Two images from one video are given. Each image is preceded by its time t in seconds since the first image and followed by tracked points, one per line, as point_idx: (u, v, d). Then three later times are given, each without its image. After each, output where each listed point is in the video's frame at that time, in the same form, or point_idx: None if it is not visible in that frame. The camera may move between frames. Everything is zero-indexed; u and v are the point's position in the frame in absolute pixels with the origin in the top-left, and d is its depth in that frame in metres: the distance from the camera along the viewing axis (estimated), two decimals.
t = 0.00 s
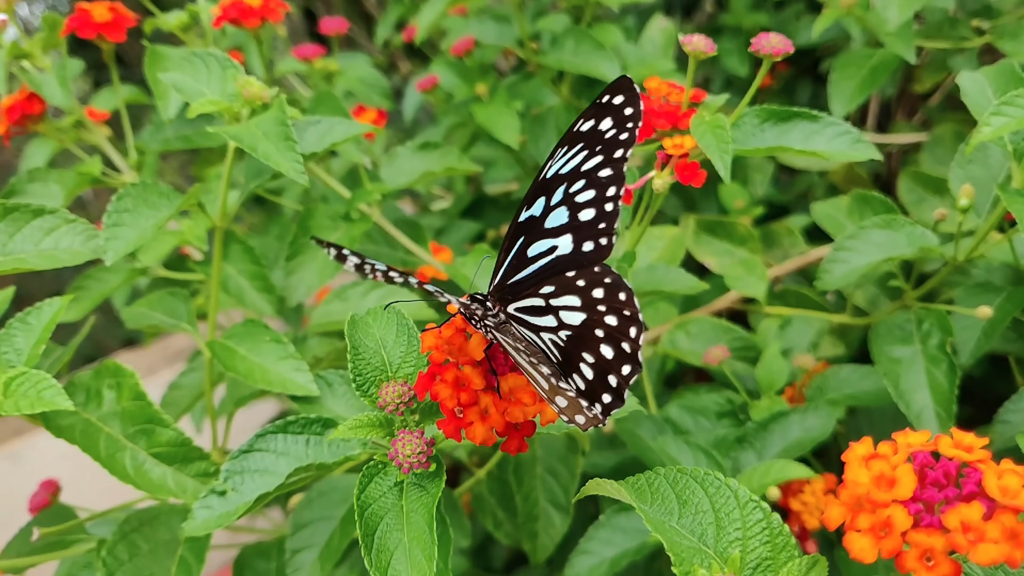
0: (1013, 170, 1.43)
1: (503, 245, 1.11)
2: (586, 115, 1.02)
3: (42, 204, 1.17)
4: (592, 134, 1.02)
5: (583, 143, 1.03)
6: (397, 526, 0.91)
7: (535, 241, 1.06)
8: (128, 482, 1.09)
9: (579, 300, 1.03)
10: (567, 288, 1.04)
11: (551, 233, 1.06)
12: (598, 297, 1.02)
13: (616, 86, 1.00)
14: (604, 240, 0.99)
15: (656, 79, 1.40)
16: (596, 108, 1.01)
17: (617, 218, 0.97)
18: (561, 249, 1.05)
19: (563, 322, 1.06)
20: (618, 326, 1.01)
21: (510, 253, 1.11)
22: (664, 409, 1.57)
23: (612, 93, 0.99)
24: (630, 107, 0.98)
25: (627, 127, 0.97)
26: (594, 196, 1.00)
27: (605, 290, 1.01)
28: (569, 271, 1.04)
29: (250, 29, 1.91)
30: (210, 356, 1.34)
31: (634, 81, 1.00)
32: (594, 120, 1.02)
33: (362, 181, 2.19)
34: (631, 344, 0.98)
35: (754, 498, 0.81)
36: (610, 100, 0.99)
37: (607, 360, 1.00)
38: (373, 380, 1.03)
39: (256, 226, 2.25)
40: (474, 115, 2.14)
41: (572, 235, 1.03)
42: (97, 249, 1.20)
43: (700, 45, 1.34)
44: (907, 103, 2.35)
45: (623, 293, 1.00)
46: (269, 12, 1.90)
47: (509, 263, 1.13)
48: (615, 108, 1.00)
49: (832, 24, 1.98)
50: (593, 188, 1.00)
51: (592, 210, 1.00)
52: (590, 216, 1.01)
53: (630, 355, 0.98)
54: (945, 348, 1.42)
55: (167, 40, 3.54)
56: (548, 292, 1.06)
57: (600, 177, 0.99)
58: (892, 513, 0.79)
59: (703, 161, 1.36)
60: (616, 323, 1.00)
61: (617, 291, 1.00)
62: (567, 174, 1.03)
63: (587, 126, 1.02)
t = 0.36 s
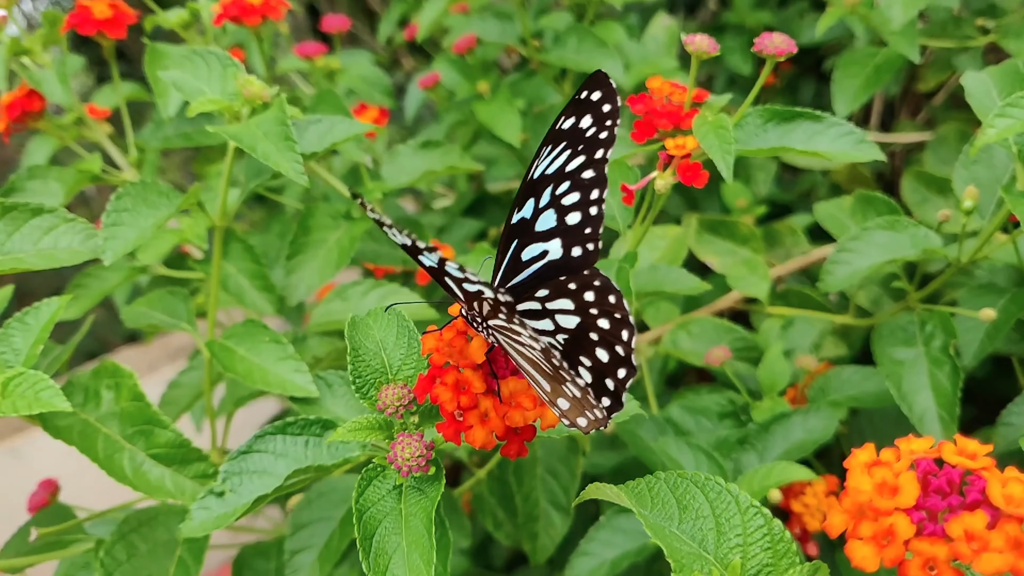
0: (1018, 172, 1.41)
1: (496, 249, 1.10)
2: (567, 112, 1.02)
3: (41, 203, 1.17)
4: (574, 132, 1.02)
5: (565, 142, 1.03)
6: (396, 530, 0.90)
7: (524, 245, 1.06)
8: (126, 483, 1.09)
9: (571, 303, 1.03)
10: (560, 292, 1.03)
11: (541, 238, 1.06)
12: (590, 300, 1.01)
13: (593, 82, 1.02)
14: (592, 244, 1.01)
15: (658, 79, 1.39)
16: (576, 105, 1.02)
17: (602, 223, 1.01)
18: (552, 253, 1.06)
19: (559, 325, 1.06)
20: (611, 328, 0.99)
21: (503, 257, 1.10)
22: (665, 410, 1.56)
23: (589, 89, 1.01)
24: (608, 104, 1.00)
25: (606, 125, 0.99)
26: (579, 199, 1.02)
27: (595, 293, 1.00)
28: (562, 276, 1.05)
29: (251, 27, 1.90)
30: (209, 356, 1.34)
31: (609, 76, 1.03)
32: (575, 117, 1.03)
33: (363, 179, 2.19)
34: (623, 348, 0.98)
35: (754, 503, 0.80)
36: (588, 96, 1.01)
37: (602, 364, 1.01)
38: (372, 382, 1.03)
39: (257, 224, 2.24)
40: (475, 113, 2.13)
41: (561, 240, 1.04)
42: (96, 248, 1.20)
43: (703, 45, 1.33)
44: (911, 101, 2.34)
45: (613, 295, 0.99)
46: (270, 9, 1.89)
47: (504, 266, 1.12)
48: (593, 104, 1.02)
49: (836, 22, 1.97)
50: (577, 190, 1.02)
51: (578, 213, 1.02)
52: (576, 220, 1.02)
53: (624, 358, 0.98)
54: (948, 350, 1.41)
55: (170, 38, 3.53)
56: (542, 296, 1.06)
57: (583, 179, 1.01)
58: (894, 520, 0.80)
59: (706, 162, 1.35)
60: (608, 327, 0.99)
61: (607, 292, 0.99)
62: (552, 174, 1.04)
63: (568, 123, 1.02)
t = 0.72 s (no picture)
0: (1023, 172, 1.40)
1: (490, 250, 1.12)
2: (548, 114, 1.01)
3: (40, 201, 1.17)
4: (556, 135, 1.02)
5: (549, 145, 1.02)
6: (394, 533, 0.90)
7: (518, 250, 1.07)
8: (125, 483, 1.09)
9: (565, 309, 1.11)
10: (554, 299, 1.10)
11: (531, 243, 1.07)
12: (582, 306, 1.09)
13: (572, 84, 1.01)
14: (580, 255, 1.03)
15: (660, 78, 1.38)
16: (556, 108, 1.00)
17: (589, 231, 1.01)
18: (542, 260, 1.07)
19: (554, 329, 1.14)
20: (604, 336, 1.10)
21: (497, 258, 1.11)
22: (666, 410, 1.56)
23: (568, 90, 1.00)
24: (587, 107, 0.99)
25: (586, 129, 0.98)
26: (565, 206, 1.01)
27: (586, 300, 1.08)
28: (556, 284, 1.09)
29: (251, 24, 1.90)
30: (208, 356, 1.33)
31: (587, 77, 1.02)
32: (556, 119, 1.01)
33: (364, 177, 2.18)
34: (617, 354, 1.10)
35: (755, 507, 0.80)
36: (567, 98, 1.00)
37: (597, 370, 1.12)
38: (370, 384, 1.02)
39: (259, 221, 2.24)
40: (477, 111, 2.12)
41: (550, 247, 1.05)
42: (95, 247, 1.19)
43: (706, 44, 1.32)
44: (915, 100, 2.32)
45: (604, 303, 1.07)
46: (271, 7, 1.88)
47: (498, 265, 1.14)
48: (572, 106, 1.01)
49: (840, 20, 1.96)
50: (563, 197, 1.01)
51: (565, 221, 1.02)
52: (564, 228, 1.02)
53: (619, 365, 1.11)
54: (951, 352, 1.40)
55: (171, 34, 3.53)
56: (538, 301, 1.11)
57: (568, 185, 1.00)
58: (896, 526, 0.80)
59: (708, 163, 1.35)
60: (601, 334, 1.10)
61: (597, 299, 1.06)
62: (536, 178, 1.03)
63: (550, 126, 1.01)
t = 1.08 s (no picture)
0: None
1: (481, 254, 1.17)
2: (526, 118, 1.03)
3: (39, 199, 1.16)
4: (535, 139, 1.04)
5: (529, 149, 1.05)
6: (392, 535, 0.89)
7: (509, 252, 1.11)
8: (122, 483, 1.08)
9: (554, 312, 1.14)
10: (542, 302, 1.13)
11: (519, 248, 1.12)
12: (572, 310, 1.12)
13: (545, 86, 1.02)
14: (565, 262, 1.08)
15: (663, 76, 1.37)
16: (531, 112, 1.02)
17: (572, 239, 1.07)
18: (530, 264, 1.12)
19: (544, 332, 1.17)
20: (593, 339, 1.12)
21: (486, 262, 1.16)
22: (667, 409, 1.55)
23: (542, 94, 1.01)
24: (562, 110, 1.01)
25: (563, 134, 1.02)
26: (549, 212, 1.07)
27: (575, 304, 1.11)
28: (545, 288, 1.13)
29: (252, 20, 1.89)
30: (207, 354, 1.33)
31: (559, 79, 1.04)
32: (534, 122, 1.04)
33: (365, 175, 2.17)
34: (608, 359, 1.10)
35: (756, 510, 0.79)
36: (541, 101, 1.01)
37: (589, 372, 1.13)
38: (369, 385, 1.02)
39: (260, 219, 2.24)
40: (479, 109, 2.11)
41: (537, 252, 1.10)
42: (94, 245, 1.19)
43: (710, 42, 1.31)
44: (918, 99, 2.31)
45: (592, 307, 1.10)
46: (272, 3, 1.87)
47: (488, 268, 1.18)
48: (548, 109, 1.02)
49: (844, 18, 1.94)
50: (546, 203, 1.06)
51: (550, 228, 1.08)
52: (549, 235, 1.08)
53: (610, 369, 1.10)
54: (955, 352, 1.38)
55: (173, 31, 3.52)
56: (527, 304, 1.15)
57: (550, 191, 1.06)
58: (900, 532, 0.80)
59: (711, 162, 1.34)
60: (591, 336, 1.12)
61: (585, 304, 1.10)
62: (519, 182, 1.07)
63: (528, 129, 1.04)
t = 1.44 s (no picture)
0: None
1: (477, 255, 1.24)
2: (511, 120, 1.10)
3: (37, 196, 1.16)
4: (521, 140, 1.12)
5: (516, 150, 1.13)
6: (392, 536, 0.89)
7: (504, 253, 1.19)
8: (120, 482, 1.08)
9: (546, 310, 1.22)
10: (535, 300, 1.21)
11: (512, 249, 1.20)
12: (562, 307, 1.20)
13: (527, 89, 1.08)
14: (557, 264, 1.17)
15: (666, 74, 1.36)
16: (516, 114, 1.10)
17: (562, 242, 1.17)
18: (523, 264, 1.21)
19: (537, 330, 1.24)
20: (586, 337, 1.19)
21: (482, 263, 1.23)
22: (669, 408, 1.54)
23: (525, 96, 1.08)
24: (545, 112, 1.09)
25: (548, 135, 1.10)
26: (539, 213, 1.16)
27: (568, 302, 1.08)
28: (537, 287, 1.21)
29: (253, 17, 1.88)
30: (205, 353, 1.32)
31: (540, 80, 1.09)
32: (519, 124, 1.11)
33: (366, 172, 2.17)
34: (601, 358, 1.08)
35: (756, 514, 0.78)
36: (525, 103, 1.08)
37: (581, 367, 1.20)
38: (369, 385, 1.01)
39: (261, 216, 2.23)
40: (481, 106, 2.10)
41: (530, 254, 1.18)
42: (92, 242, 1.18)
43: (713, 40, 1.30)
44: (922, 97, 2.30)
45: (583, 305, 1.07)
46: None
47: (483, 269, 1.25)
48: (531, 111, 1.10)
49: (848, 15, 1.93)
50: (536, 206, 1.15)
51: (541, 230, 1.17)
52: (541, 236, 1.17)
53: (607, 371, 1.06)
54: (958, 352, 1.37)
55: (174, 26, 3.51)
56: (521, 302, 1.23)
57: (539, 193, 1.15)
58: (900, 536, 0.80)
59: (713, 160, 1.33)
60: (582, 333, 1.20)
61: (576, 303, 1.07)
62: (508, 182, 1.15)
63: (515, 131, 1.11)
